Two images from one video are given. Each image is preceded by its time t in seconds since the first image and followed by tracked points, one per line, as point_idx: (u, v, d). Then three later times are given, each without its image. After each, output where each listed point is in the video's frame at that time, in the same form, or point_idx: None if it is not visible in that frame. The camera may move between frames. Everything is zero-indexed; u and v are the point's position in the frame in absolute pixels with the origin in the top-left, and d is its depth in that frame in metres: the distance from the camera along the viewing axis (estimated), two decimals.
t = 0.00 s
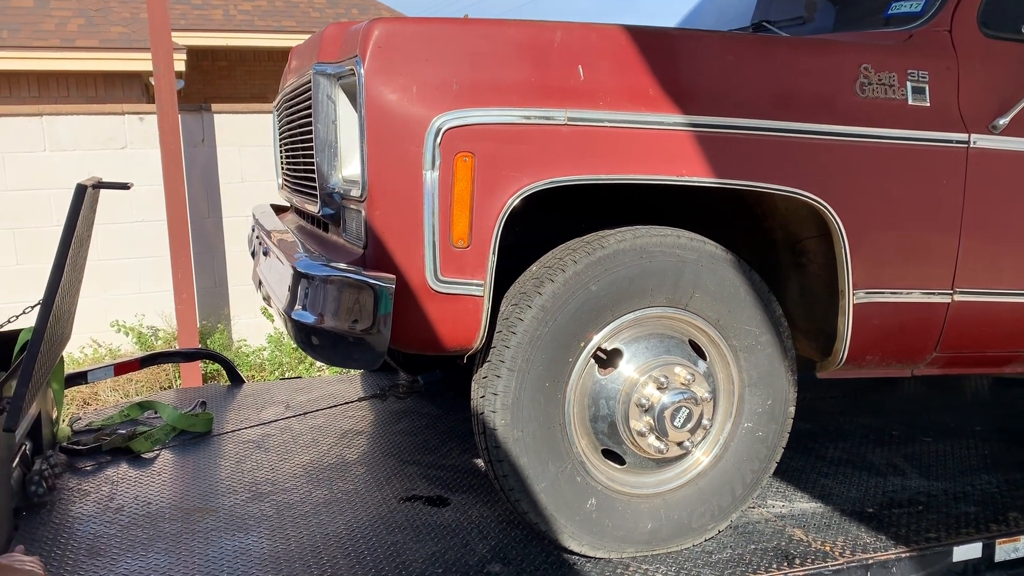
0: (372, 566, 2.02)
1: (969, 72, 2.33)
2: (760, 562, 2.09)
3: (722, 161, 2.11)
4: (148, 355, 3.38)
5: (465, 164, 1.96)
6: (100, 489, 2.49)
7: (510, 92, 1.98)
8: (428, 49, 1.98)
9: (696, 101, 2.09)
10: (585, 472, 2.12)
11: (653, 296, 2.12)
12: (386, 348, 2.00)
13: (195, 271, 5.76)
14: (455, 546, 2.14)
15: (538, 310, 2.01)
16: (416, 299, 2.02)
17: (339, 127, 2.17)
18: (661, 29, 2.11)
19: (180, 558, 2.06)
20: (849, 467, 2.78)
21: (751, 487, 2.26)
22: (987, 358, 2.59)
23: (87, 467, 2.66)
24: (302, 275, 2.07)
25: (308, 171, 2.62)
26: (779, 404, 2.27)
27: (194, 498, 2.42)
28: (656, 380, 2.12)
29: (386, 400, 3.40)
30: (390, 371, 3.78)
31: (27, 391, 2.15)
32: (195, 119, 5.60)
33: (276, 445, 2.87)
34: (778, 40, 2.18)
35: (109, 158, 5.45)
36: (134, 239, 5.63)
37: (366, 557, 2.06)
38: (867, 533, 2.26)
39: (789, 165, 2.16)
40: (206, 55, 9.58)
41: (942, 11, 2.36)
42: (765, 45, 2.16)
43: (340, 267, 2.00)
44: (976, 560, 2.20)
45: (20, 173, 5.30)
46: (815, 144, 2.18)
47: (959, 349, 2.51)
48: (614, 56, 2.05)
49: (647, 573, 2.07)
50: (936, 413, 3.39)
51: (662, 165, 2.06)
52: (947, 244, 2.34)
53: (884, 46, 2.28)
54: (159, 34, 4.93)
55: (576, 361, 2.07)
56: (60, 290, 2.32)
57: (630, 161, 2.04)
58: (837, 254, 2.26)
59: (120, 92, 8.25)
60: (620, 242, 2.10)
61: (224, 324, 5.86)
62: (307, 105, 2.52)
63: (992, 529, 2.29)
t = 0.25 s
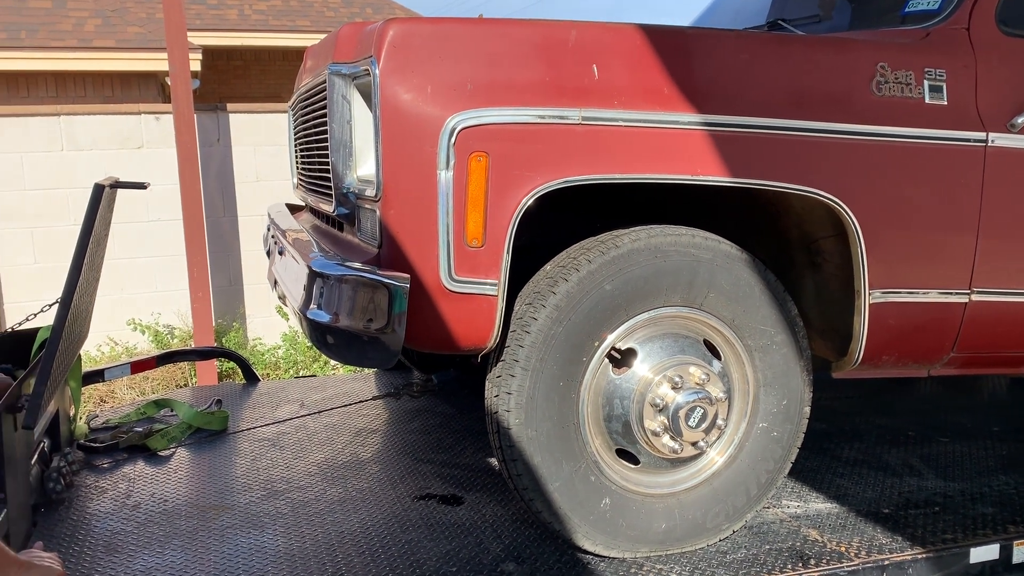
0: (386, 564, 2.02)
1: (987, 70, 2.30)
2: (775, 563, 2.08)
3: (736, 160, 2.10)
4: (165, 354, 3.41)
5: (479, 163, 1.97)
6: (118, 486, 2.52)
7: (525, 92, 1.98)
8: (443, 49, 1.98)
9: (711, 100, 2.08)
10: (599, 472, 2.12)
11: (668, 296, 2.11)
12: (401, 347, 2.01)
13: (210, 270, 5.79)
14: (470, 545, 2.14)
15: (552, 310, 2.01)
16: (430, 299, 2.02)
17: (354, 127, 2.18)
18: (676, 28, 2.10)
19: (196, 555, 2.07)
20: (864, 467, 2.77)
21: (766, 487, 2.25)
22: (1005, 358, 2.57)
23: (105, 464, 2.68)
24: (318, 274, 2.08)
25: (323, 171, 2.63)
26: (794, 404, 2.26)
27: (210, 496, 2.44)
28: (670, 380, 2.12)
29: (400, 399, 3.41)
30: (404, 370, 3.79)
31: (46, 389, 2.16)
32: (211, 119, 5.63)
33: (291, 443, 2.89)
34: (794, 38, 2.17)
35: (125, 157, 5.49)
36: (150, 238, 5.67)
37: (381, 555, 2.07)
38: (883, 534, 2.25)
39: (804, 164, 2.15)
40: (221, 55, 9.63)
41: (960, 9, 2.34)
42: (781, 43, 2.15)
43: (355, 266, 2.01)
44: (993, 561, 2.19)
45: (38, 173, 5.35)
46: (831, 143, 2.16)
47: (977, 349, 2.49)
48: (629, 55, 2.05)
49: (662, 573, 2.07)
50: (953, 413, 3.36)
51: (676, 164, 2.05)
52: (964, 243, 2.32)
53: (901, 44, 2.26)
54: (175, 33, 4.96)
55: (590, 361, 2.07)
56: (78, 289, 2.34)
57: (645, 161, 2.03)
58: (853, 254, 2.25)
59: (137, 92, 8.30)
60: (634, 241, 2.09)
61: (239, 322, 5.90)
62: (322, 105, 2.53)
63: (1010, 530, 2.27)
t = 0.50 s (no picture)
0: (398, 563, 2.03)
1: (1002, 67, 2.28)
2: (787, 563, 2.07)
3: (749, 158, 2.09)
4: (178, 353, 3.43)
5: (491, 162, 1.97)
6: (131, 485, 2.53)
7: (536, 91, 1.98)
8: (454, 48, 1.98)
9: (724, 98, 2.07)
10: (610, 471, 2.11)
11: (680, 295, 2.11)
12: (413, 346, 2.01)
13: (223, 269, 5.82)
14: (481, 544, 2.14)
15: (564, 309, 2.01)
16: (441, 298, 2.02)
17: (366, 126, 2.19)
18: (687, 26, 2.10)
19: (209, 554, 2.08)
20: (877, 467, 2.75)
21: (778, 487, 2.25)
22: (1020, 357, 2.54)
23: (119, 462, 2.70)
24: (330, 274, 2.08)
25: (335, 170, 2.64)
26: (806, 404, 2.25)
27: (222, 494, 2.46)
28: (682, 380, 2.11)
29: (412, 398, 3.42)
30: (415, 369, 3.80)
31: (60, 388, 2.19)
32: (223, 119, 5.66)
33: (303, 442, 2.90)
34: (806, 35, 2.16)
35: (139, 157, 5.52)
36: (163, 237, 5.71)
37: (392, 554, 2.07)
38: (896, 534, 2.23)
39: (817, 162, 2.13)
40: (234, 55, 9.68)
41: (975, 5, 2.32)
42: (793, 41, 2.14)
43: (367, 265, 2.01)
44: (1008, 562, 2.17)
45: (52, 173, 5.39)
46: (844, 141, 2.15)
47: (992, 348, 2.47)
48: (641, 53, 2.04)
49: (673, 573, 2.06)
50: (967, 413, 3.34)
51: (688, 163, 2.05)
52: (978, 241, 2.30)
53: (914, 42, 2.24)
54: (187, 34, 4.98)
55: (602, 360, 2.07)
56: (92, 289, 2.35)
57: (656, 159, 2.03)
58: (866, 253, 2.23)
59: (150, 92, 8.34)
60: (647, 239, 2.09)
61: (251, 321, 5.93)
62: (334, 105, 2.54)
63: None
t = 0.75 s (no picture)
0: (401, 564, 2.03)
1: (1012, 67, 2.27)
2: (791, 564, 2.06)
3: (759, 159, 2.08)
4: (183, 353, 3.44)
5: (501, 164, 1.96)
6: (136, 485, 2.54)
7: (546, 93, 1.98)
8: (465, 50, 1.98)
9: (734, 99, 2.07)
10: (618, 468, 2.11)
11: (694, 295, 2.10)
12: (423, 347, 2.02)
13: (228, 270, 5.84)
14: (484, 545, 2.14)
15: (578, 304, 2.01)
16: (451, 298, 2.02)
17: (376, 128, 2.19)
18: (697, 27, 2.09)
19: (213, 554, 2.09)
20: (883, 467, 2.74)
21: (784, 492, 2.24)
22: None
23: (123, 463, 2.71)
24: (340, 275, 2.07)
25: (344, 171, 2.64)
26: (816, 410, 2.24)
27: (227, 494, 2.46)
28: (693, 380, 2.12)
29: (417, 398, 3.42)
30: (420, 369, 3.80)
31: (64, 388, 2.19)
32: (228, 119, 5.66)
33: (307, 442, 2.90)
34: (816, 36, 2.15)
35: (144, 158, 5.54)
36: (169, 238, 5.72)
37: (395, 555, 2.07)
38: (901, 535, 2.22)
39: (827, 162, 2.13)
40: (239, 56, 9.70)
41: (984, 5, 2.31)
42: (803, 42, 2.13)
43: (377, 266, 2.01)
44: (1014, 563, 2.16)
45: (58, 174, 5.41)
46: (854, 141, 2.14)
47: (1001, 349, 2.46)
48: (650, 54, 2.04)
49: (677, 573, 2.06)
50: (975, 414, 3.32)
51: (699, 163, 2.04)
52: (987, 242, 2.29)
53: (924, 42, 2.23)
54: (193, 35, 4.99)
55: (614, 357, 2.07)
56: (96, 290, 2.36)
57: (667, 160, 2.02)
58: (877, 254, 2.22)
59: (155, 92, 8.37)
60: (662, 239, 2.09)
61: (256, 322, 5.94)
62: (342, 106, 2.54)
63: None
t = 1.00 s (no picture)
0: (403, 564, 2.03)
1: (1013, 67, 2.28)
2: (793, 563, 2.06)
3: (761, 158, 2.09)
4: (185, 354, 3.44)
5: (503, 163, 1.97)
6: (138, 486, 2.54)
7: (548, 92, 1.98)
8: (467, 49, 1.98)
9: (735, 98, 2.07)
10: (620, 468, 2.11)
11: (696, 294, 2.11)
12: (425, 345, 2.03)
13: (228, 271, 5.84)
14: (486, 545, 2.14)
15: (580, 303, 2.01)
16: (454, 297, 2.02)
17: (378, 128, 2.19)
18: (698, 27, 2.10)
19: (215, 554, 2.09)
20: (884, 467, 2.74)
21: (786, 491, 2.24)
22: None
23: (125, 463, 2.71)
24: (343, 274, 2.07)
25: (346, 171, 2.65)
26: (817, 409, 2.24)
27: (228, 495, 2.46)
28: (695, 379, 2.11)
29: (419, 399, 3.42)
30: (421, 370, 3.80)
31: (67, 389, 2.20)
32: (228, 120, 5.66)
33: (309, 443, 2.90)
34: (818, 36, 2.15)
35: (145, 159, 5.54)
36: (169, 239, 5.73)
37: (397, 555, 2.08)
38: (902, 534, 2.23)
39: (828, 162, 2.13)
40: (238, 57, 9.70)
41: (985, 5, 2.31)
42: (804, 41, 2.14)
43: (379, 265, 2.01)
44: (1015, 563, 2.16)
45: (59, 175, 5.42)
46: (855, 141, 2.15)
47: (1002, 348, 2.46)
48: (652, 54, 2.04)
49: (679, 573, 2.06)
50: (976, 413, 3.32)
51: (700, 163, 2.04)
52: (988, 241, 2.29)
53: (925, 41, 2.24)
54: (193, 37, 4.99)
55: (615, 356, 2.07)
56: (98, 291, 2.36)
57: (669, 159, 2.03)
58: (878, 253, 2.23)
59: (154, 94, 8.37)
60: (664, 238, 2.10)
61: (257, 323, 5.94)
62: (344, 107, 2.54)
63: None
